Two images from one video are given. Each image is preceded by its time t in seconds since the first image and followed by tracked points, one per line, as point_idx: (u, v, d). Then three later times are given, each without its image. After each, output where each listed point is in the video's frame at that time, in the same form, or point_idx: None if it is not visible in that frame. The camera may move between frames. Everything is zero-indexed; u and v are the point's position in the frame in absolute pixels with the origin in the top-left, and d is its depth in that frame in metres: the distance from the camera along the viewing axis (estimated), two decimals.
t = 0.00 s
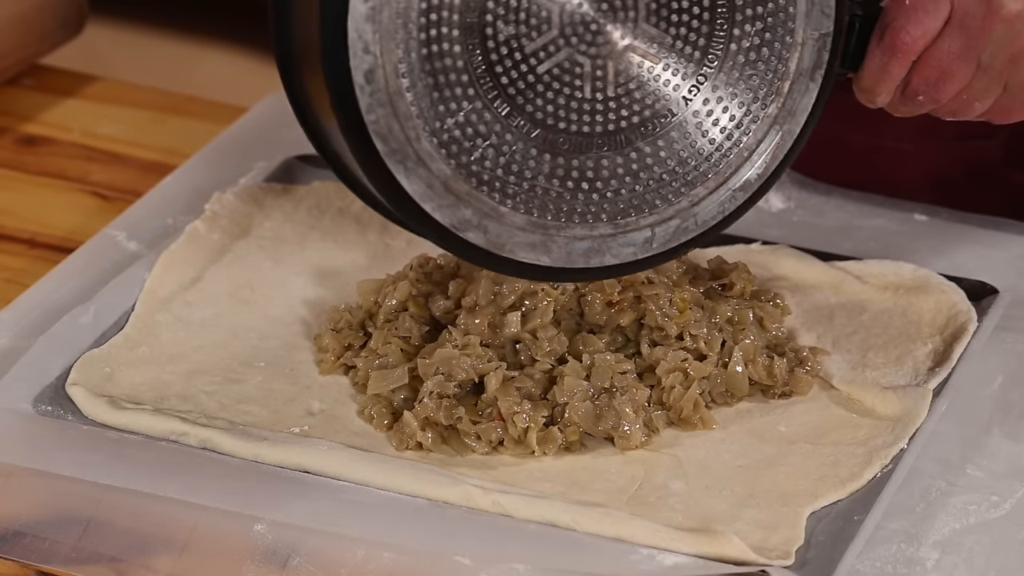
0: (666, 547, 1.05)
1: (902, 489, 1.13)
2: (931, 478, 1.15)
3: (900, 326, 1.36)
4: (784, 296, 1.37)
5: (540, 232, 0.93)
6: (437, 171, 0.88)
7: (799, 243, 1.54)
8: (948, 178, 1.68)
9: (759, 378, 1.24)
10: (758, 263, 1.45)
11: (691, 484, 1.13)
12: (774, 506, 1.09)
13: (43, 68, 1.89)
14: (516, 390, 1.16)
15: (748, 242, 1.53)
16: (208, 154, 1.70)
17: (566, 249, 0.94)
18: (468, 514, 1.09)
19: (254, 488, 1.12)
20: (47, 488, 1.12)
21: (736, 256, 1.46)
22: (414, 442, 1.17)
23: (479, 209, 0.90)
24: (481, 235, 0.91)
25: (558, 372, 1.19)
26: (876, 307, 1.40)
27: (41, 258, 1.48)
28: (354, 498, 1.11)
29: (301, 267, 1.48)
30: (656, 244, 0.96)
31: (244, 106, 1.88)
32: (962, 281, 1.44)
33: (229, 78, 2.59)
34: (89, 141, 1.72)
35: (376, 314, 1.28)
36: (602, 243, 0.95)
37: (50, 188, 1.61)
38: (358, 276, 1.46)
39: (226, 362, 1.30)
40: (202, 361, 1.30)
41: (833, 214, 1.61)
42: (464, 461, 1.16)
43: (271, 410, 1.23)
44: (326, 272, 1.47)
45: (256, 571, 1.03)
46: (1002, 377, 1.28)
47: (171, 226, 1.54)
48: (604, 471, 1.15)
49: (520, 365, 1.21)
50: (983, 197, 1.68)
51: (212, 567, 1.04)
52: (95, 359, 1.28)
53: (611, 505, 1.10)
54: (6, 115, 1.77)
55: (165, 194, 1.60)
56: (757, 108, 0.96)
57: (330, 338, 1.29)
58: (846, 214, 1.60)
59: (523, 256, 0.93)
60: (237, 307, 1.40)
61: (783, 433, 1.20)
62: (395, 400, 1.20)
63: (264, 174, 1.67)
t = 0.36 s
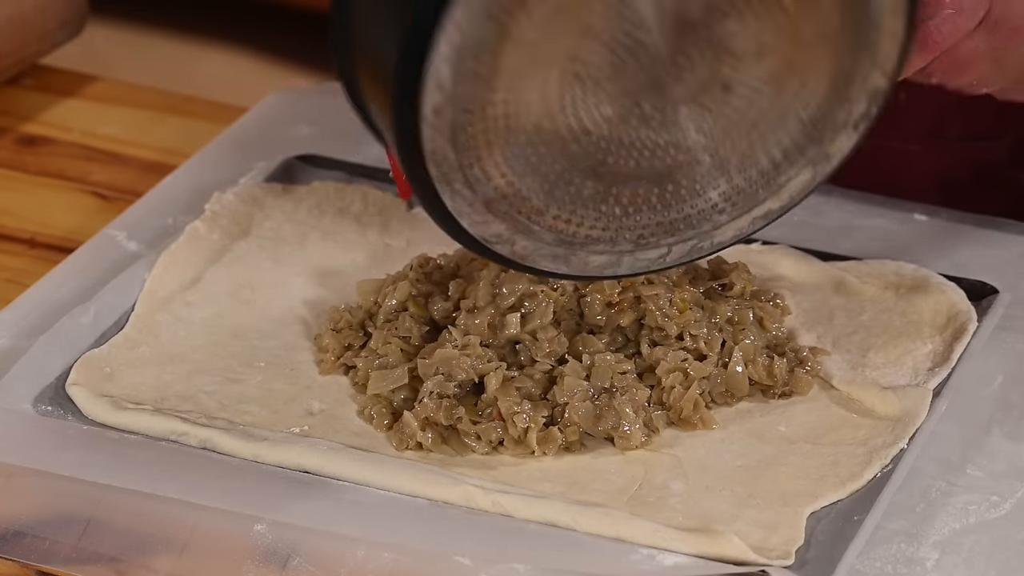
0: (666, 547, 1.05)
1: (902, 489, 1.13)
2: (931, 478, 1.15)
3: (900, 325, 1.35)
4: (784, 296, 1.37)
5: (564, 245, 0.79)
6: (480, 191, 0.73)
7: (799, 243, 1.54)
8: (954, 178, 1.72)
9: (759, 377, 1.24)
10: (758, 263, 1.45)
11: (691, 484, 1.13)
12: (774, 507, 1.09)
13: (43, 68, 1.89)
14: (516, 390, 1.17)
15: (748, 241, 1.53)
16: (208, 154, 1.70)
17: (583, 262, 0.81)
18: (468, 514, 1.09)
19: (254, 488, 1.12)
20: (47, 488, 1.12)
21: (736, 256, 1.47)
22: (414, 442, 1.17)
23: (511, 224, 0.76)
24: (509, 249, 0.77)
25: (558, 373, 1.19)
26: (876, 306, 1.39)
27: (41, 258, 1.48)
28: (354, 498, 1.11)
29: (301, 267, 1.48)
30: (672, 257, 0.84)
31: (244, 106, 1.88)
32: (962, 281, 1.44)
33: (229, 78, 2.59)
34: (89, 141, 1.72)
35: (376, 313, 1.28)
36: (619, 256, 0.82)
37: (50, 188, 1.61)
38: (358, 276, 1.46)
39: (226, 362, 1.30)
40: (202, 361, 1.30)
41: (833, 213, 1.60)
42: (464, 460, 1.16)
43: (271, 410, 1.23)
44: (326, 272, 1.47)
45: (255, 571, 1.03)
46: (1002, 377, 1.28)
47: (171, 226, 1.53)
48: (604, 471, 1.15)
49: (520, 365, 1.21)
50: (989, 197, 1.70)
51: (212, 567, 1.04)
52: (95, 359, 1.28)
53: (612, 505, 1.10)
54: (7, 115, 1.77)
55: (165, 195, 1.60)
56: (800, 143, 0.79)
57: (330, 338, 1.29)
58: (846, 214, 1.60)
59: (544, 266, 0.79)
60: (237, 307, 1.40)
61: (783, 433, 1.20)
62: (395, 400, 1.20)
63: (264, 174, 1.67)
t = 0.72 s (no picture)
0: (666, 547, 1.05)
1: (902, 490, 1.14)
2: (931, 478, 1.15)
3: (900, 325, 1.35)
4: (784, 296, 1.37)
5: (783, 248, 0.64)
6: None
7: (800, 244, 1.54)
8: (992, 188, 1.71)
9: (759, 378, 1.23)
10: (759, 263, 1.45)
11: (691, 484, 1.13)
12: (773, 506, 1.09)
13: (43, 69, 1.89)
14: (516, 390, 1.17)
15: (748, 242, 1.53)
16: (208, 154, 1.70)
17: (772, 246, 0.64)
18: (468, 515, 1.09)
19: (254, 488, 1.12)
20: (47, 488, 1.12)
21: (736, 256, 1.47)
22: (414, 442, 1.17)
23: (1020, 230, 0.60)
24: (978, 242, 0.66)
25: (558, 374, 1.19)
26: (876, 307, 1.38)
27: (41, 258, 1.48)
28: (354, 498, 1.11)
29: (301, 267, 1.48)
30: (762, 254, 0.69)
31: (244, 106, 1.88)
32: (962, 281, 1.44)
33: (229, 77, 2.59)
34: (89, 141, 1.72)
35: (376, 313, 1.29)
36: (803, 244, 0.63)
37: (50, 188, 1.61)
38: (358, 276, 1.46)
39: (226, 361, 1.30)
40: (202, 361, 1.30)
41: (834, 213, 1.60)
42: (464, 461, 1.16)
43: (271, 410, 1.23)
44: (327, 272, 1.47)
45: (255, 571, 1.03)
46: (1002, 377, 1.29)
47: (171, 226, 1.53)
48: (604, 471, 1.14)
49: (520, 365, 1.21)
50: None
51: (212, 567, 1.04)
52: (95, 359, 1.28)
53: (611, 505, 1.10)
54: (7, 115, 1.77)
55: (165, 194, 1.60)
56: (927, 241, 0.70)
57: (330, 338, 1.28)
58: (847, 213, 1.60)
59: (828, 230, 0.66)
60: (237, 307, 1.40)
61: (783, 432, 1.20)
62: (395, 400, 1.20)
63: (264, 174, 1.67)
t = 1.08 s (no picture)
0: (666, 547, 1.05)
1: (902, 490, 1.13)
2: (931, 478, 1.15)
3: (900, 326, 1.35)
4: (784, 296, 1.37)
5: None
6: None
7: (800, 244, 1.53)
8: None
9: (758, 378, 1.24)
10: (758, 263, 1.45)
11: (691, 484, 1.13)
12: (773, 506, 1.09)
13: (44, 69, 1.89)
14: (516, 390, 1.17)
15: (748, 242, 1.53)
16: (208, 154, 1.70)
17: None
18: (468, 515, 1.09)
19: (255, 488, 1.12)
20: (47, 488, 1.12)
21: (736, 256, 1.47)
22: (414, 442, 1.17)
23: None
24: None
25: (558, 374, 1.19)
26: (876, 307, 1.38)
27: (41, 258, 1.48)
28: (354, 498, 1.11)
29: (302, 268, 1.48)
30: None
31: (244, 107, 1.88)
32: (962, 282, 1.44)
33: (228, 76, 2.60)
34: (89, 141, 1.72)
35: (376, 314, 1.28)
36: None
37: (50, 188, 1.62)
38: (358, 276, 1.46)
39: (226, 362, 1.30)
40: (202, 361, 1.30)
41: (835, 212, 1.60)
42: (464, 460, 1.16)
43: (271, 410, 1.23)
44: (327, 272, 1.47)
45: (255, 571, 1.03)
46: (1003, 377, 1.28)
47: (171, 226, 1.53)
48: (604, 471, 1.14)
49: (520, 365, 1.21)
50: None
51: (211, 568, 1.03)
52: (95, 358, 1.28)
53: (612, 505, 1.10)
54: (7, 115, 1.77)
55: (165, 194, 1.59)
56: None
57: (330, 338, 1.29)
58: (847, 213, 1.60)
59: None
60: (237, 307, 1.40)
61: (783, 432, 1.20)
62: (395, 400, 1.20)
63: (265, 174, 1.67)
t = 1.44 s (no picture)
0: (666, 547, 1.05)
1: (902, 489, 1.13)
2: (931, 478, 1.15)
3: (901, 325, 1.35)
4: (784, 297, 1.37)
5: None
6: None
7: (800, 244, 1.53)
8: None
9: (758, 378, 1.24)
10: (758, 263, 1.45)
11: (691, 484, 1.13)
12: (773, 506, 1.09)
13: (43, 69, 1.89)
14: (516, 390, 1.17)
15: (748, 241, 1.54)
16: (208, 153, 1.70)
17: None
18: (468, 515, 1.09)
19: (254, 488, 1.12)
20: (47, 488, 1.12)
21: (736, 256, 1.47)
22: (414, 442, 1.17)
23: None
24: None
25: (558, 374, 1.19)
26: (876, 307, 1.38)
27: (40, 258, 1.48)
28: (354, 498, 1.11)
29: (302, 268, 1.48)
30: None
31: (244, 107, 1.88)
32: (962, 281, 1.44)
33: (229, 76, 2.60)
34: (89, 141, 1.72)
35: (376, 313, 1.28)
36: None
37: (50, 188, 1.61)
38: (358, 276, 1.46)
39: (226, 362, 1.30)
40: (202, 361, 1.30)
41: (835, 212, 1.60)
42: (464, 460, 1.16)
43: (271, 410, 1.23)
44: (327, 272, 1.47)
45: (255, 571, 1.03)
46: (1002, 377, 1.28)
47: (171, 226, 1.53)
48: (604, 471, 1.14)
49: (520, 365, 1.21)
50: None
51: (211, 568, 1.04)
52: (95, 358, 1.28)
53: (612, 505, 1.10)
54: (7, 115, 1.77)
55: (165, 195, 1.59)
56: None
57: (330, 338, 1.29)
58: (848, 214, 1.60)
59: None
60: (237, 307, 1.40)
61: (783, 432, 1.20)
62: (395, 400, 1.20)
63: (265, 174, 1.67)
